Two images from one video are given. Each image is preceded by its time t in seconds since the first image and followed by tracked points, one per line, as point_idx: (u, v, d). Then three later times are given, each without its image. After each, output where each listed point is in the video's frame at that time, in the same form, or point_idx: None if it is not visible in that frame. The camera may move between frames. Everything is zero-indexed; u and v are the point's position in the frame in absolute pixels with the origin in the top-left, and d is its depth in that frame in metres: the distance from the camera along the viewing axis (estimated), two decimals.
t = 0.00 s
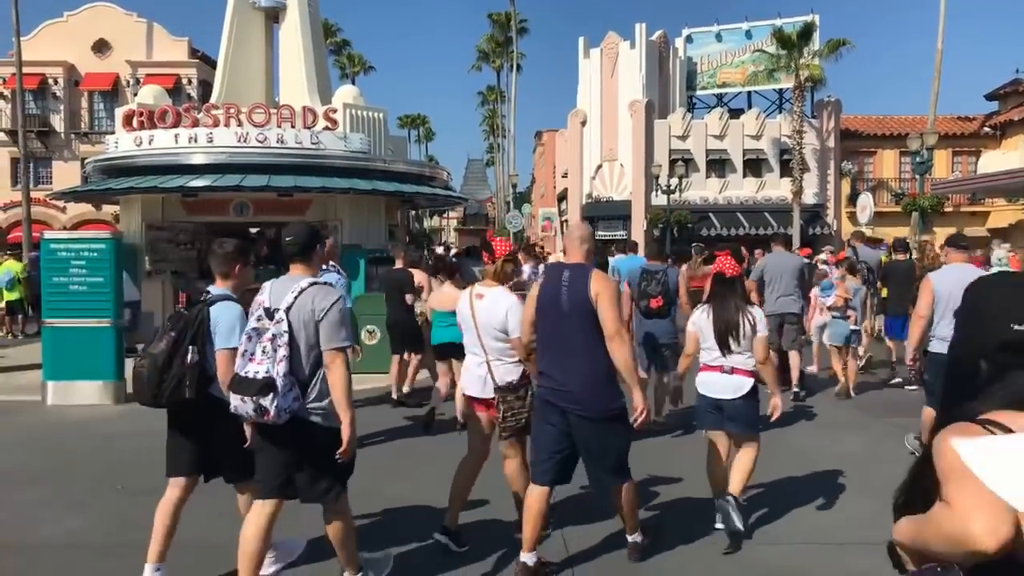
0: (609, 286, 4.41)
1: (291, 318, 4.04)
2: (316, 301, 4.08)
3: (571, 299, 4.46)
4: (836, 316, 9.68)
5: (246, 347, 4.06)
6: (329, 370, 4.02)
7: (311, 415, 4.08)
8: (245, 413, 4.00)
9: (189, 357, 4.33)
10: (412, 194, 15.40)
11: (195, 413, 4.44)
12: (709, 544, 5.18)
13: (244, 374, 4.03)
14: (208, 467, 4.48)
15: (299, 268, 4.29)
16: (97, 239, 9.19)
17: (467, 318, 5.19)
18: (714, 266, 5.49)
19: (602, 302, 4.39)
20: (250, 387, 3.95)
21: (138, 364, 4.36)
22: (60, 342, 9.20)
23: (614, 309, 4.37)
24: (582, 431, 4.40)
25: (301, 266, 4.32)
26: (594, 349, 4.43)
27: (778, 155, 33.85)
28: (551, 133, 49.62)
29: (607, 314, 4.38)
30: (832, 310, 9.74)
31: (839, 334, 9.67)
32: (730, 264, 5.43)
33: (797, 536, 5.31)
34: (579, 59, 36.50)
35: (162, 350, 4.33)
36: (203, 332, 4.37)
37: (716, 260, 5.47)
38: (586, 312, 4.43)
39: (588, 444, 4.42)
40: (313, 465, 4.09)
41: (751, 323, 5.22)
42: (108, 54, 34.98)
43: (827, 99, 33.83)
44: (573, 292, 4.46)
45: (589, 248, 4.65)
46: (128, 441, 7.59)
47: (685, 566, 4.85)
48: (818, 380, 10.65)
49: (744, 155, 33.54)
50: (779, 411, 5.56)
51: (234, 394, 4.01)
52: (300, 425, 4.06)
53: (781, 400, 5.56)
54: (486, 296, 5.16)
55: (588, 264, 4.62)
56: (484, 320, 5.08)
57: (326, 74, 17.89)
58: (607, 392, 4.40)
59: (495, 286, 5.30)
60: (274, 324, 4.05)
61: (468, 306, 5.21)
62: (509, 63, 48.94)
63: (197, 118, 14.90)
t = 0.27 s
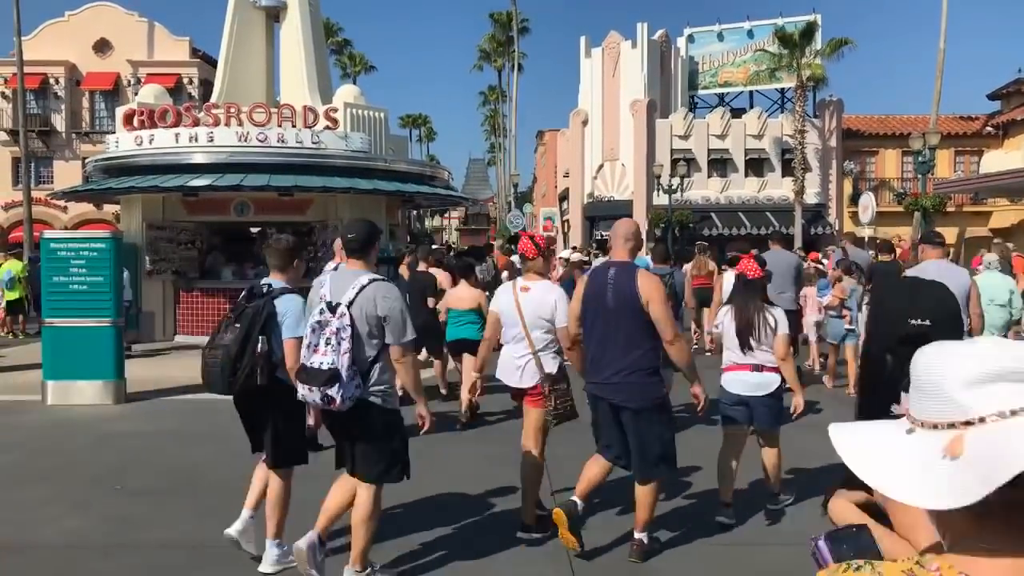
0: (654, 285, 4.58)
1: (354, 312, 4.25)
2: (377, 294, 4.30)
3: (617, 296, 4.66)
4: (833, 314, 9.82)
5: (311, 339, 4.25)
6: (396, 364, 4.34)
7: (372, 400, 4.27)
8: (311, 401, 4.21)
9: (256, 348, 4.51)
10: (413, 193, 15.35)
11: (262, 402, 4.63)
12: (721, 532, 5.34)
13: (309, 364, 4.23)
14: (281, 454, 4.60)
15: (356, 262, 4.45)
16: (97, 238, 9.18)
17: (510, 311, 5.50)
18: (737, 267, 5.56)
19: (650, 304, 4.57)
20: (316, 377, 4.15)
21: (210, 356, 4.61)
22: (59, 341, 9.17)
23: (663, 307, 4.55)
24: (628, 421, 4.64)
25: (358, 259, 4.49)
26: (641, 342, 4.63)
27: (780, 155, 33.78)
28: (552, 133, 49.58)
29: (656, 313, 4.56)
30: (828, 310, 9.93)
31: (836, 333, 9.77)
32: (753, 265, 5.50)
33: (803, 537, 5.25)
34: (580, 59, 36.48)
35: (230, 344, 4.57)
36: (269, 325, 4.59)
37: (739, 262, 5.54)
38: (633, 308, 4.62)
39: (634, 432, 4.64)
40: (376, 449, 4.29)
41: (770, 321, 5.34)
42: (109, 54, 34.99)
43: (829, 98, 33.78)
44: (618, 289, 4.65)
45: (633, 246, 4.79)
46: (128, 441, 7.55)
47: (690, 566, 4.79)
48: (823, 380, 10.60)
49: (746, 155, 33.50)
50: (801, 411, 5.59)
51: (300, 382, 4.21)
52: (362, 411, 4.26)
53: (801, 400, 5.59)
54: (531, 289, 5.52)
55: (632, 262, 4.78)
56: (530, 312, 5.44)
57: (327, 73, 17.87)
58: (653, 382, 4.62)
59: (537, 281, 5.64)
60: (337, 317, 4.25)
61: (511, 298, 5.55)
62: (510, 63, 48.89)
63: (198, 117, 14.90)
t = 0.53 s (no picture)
0: (687, 284, 4.79)
1: (399, 309, 4.54)
2: (419, 294, 4.60)
3: (647, 294, 4.85)
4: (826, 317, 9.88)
5: (356, 336, 4.50)
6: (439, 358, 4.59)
7: (415, 393, 4.49)
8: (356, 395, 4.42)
9: (313, 344, 4.66)
10: (415, 192, 15.34)
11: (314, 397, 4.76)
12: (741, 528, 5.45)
13: (355, 359, 4.46)
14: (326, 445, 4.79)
15: (399, 268, 4.80)
16: (99, 237, 9.20)
17: (539, 310, 5.62)
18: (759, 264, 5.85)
19: (685, 302, 4.77)
20: (362, 370, 4.37)
21: (267, 355, 4.66)
22: (61, 341, 9.17)
23: (696, 302, 4.76)
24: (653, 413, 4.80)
25: (399, 266, 4.85)
26: (672, 339, 4.83)
27: (782, 155, 33.74)
28: (555, 133, 49.53)
29: (690, 310, 4.77)
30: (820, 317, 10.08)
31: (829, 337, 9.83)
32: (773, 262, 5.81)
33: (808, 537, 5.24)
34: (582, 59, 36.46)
35: (287, 342, 4.64)
36: (321, 323, 4.74)
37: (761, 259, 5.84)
38: (666, 306, 4.81)
39: (659, 429, 4.75)
40: (412, 440, 4.47)
41: (798, 315, 5.67)
42: (111, 53, 34.98)
43: (831, 98, 33.74)
44: (651, 288, 4.84)
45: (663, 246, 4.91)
46: (128, 439, 7.56)
47: (694, 567, 4.77)
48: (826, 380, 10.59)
49: (747, 155, 33.48)
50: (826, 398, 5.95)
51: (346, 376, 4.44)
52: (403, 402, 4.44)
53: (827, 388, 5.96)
54: (559, 292, 5.63)
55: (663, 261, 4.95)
56: (558, 313, 5.55)
57: (329, 72, 17.86)
58: (681, 378, 4.80)
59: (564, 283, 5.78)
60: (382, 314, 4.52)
61: (539, 300, 5.67)
62: (512, 62, 48.86)
63: (199, 117, 14.89)
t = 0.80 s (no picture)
0: (710, 285, 4.89)
1: (438, 304, 4.64)
2: (459, 291, 4.70)
3: (674, 295, 4.96)
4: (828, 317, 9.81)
5: (397, 332, 4.60)
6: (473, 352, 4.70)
7: (456, 389, 4.61)
8: (402, 389, 4.53)
9: (348, 334, 5.13)
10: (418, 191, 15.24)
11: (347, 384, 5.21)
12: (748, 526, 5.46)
13: (398, 353, 4.56)
14: (351, 425, 5.25)
15: (432, 263, 4.84)
16: (100, 235, 9.13)
17: (562, 306, 5.76)
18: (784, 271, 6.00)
19: (708, 302, 4.88)
20: (408, 364, 4.48)
21: (305, 344, 5.10)
22: (62, 339, 9.11)
23: (719, 305, 4.86)
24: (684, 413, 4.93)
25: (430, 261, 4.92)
26: (698, 341, 4.92)
27: (785, 154, 33.66)
28: (557, 131, 49.45)
29: (714, 311, 4.87)
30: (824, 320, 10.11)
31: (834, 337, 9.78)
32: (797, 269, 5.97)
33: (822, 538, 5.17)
34: (584, 57, 36.37)
35: (323, 332, 5.11)
36: (352, 314, 5.20)
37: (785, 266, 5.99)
38: (689, 307, 4.92)
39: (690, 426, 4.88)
40: (460, 432, 4.62)
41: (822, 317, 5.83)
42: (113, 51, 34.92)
43: (834, 98, 33.67)
44: (675, 291, 4.96)
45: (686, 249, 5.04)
46: (130, 439, 7.50)
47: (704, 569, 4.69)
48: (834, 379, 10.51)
49: (750, 154, 33.43)
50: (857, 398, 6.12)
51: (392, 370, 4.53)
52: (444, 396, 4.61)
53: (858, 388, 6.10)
54: (582, 287, 5.76)
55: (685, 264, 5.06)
56: (581, 308, 5.68)
57: (331, 70, 17.79)
58: (711, 377, 4.91)
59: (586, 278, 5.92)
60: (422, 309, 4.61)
61: (563, 294, 5.81)
62: (514, 61, 48.78)
63: (202, 115, 14.81)
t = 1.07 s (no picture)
0: (740, 279, 5.10)
1: (478, 301, 4.90)
2: (497, 290, 4.96)
3: (707, 290, 5.18)
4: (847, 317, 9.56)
5: (439, 328, 4.90)
6: (507, 347, 4.91)
7: (497, 380, 4.92)
8: (444, 381, 4.83)
9: (388, 333, 5.31)
10: (420, 189, 15.15)
11: (386, 380, 5.38)
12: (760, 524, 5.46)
13: (440, 348, 4.86)
14: (387, 419, 5.39)
15: (473, 263, 5.15)
16: (102, 234, 9.06)
17: (600, 308, 5.88)
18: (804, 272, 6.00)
19: (738, 294, 5.07)
20: (450, 359, 4.78)
21: (348, 341, 5.26)
22: (63, 340, 9.05)
23: (750, 298, 5.03)
24: (722, 401, 5.08)
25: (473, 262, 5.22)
26: (732, 331, 5.11)
27: (787, 152, 33.59)
28: (558, 130, 49.35)
29: (745, 303, 5.05)
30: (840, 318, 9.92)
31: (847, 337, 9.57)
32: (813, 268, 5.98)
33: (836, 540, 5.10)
34: (585, 55, 36.26)
35: (365, 330, 5.28)
36: (394, 314, 5.41)
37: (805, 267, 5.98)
38: (722, 299, 5.13)
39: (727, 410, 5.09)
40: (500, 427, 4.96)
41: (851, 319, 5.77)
42: (113, 49, 34.84)
43: (836, 96, 33.59)
44: (709, 285, 5.18)
45: (722, 245, 5.28)
46: (132, 440, 7.43)
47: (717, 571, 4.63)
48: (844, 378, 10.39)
49: (752, 153, 33.37)
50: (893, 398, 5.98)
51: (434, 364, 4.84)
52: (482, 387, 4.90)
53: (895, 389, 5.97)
54: (619, 289, 5.85)
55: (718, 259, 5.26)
56: (618, 310, 5.80)
57: (333, 68, 17.71)
58: (746, 365, 5.10)
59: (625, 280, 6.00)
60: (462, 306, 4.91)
61: (600, 295, 5.92)
62: (515, 59, 48.68)
63: (203, 113, 14.71)
